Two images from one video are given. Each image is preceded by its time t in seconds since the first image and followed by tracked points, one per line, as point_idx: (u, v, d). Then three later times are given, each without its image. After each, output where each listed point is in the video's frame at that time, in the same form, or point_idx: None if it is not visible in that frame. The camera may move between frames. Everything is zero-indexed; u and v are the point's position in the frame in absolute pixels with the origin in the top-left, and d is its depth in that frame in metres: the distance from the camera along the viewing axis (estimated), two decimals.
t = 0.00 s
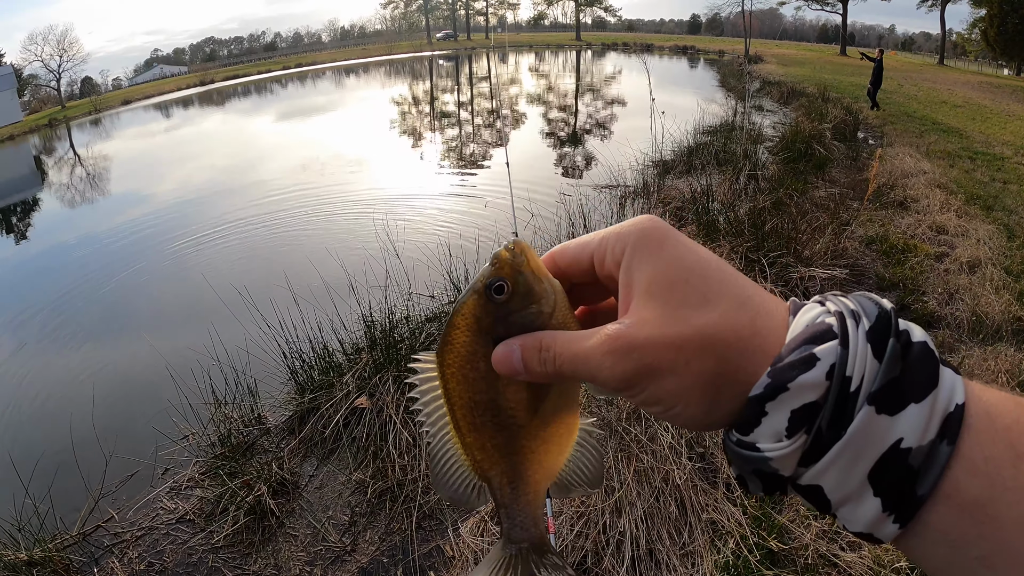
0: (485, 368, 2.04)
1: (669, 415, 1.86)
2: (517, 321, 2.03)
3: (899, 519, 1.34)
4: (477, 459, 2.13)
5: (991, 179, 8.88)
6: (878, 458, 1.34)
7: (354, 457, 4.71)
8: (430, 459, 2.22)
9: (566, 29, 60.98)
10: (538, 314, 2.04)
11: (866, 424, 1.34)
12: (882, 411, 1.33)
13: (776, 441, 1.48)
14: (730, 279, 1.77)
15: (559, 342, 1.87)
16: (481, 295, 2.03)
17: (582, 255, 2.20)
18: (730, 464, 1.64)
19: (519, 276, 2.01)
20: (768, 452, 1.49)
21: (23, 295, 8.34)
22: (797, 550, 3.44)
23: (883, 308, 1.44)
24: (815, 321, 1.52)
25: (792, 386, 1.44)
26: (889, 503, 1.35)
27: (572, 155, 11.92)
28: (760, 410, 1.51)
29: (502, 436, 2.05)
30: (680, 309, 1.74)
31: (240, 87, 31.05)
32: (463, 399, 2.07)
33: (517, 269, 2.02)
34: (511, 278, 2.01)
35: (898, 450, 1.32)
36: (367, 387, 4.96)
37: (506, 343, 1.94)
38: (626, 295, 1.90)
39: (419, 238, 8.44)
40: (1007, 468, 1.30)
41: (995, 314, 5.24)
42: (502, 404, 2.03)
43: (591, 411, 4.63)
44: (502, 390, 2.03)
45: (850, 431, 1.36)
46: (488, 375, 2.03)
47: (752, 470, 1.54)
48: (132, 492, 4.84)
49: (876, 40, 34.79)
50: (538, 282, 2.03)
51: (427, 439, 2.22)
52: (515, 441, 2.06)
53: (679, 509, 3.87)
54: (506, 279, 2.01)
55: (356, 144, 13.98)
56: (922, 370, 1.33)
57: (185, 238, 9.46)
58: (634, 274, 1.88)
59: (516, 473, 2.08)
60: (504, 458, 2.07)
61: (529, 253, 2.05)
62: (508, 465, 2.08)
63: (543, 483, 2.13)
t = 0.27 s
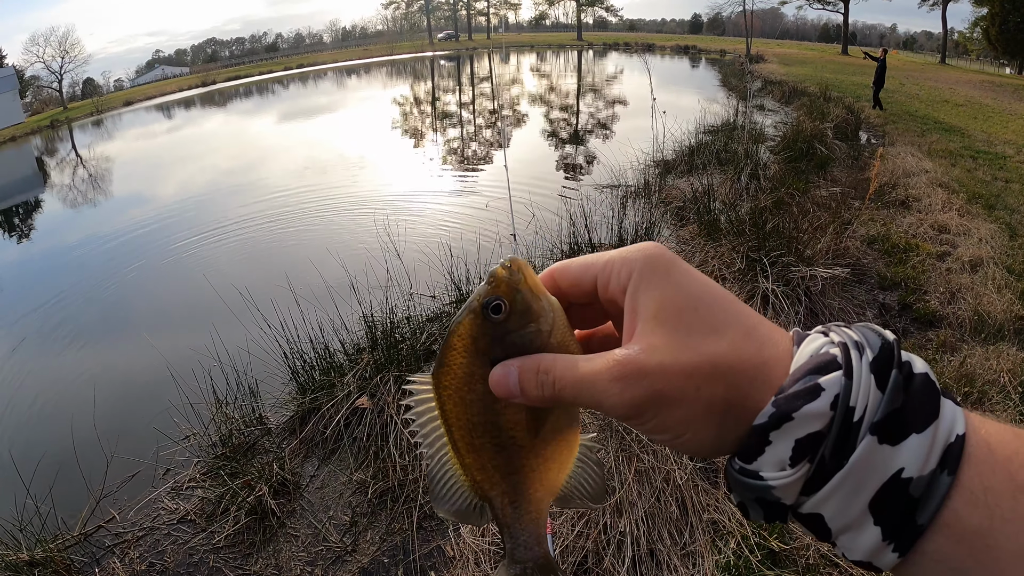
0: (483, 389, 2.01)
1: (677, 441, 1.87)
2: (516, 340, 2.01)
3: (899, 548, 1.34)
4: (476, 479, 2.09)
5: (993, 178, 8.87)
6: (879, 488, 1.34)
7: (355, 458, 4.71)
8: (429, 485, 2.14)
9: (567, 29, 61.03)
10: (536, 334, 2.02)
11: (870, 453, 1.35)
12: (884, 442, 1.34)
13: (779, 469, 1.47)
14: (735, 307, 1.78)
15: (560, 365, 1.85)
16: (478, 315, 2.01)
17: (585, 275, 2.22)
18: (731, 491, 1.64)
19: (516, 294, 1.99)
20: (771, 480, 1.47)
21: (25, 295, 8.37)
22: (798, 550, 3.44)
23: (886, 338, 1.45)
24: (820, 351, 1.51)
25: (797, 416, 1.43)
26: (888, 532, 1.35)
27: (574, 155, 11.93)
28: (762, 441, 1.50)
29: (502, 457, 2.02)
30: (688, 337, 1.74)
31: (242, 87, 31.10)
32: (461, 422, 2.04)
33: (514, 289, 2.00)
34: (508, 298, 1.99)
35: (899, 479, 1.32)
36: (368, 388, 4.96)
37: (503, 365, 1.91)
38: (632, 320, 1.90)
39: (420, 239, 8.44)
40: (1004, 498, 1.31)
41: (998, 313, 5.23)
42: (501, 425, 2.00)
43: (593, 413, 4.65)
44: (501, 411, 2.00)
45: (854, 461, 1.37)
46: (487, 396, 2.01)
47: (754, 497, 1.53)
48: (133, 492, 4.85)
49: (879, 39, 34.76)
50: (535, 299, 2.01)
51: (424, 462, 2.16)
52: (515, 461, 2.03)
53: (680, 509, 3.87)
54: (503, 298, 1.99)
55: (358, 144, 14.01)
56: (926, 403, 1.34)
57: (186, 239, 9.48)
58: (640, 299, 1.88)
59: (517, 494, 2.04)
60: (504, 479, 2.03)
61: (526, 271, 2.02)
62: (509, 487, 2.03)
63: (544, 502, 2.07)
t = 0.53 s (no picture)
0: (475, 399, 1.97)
1: (680, 454, 1.86)
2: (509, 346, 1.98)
3: (903, 560, 1.34)
4: (470, 496, 2.01)
5: (994, 177, 8.86)
6: (883, 499, 1.34)
7: (355, 458, 4.72)
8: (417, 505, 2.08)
9: (567, 30, 61.02)
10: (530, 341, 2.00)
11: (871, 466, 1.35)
12: (889, 453, 1.34)
13: (784, 482, 1.47)
14: (734, 319, 1.79)
15: (558, 382, 1.81)
16: (469, 323, 1.98)
17: (578, 283, 2.22)
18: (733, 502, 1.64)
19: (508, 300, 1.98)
20: (775, 493, 1.48)
21: (26, 296, 8.38)
22: (799, 550, 3.45)
23: (891, 348, 1.44)
24: (822, 362, 1.53)
25: (803, 427, 1.44)
26: (892, 543, 1.34)
27: (574, 155, 11.93)
28: (767, 451, 1.51)
29: (497, 469, 1.96)
30: (691, 349, 1.74)
31: (242, 88, 31.11)
32: (451, 437, 1.98)
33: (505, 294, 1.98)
34: (499, 304, 1.97)
35: (904, 491, 1.32)
36: (369, 388, 4.97)
37: (496, 384, 1.86)
38: (632, 331, 1.89)
39: (420, 239, 8.45)
40: (1007, 510, 1.31)
41: (998, 312, 5.23)
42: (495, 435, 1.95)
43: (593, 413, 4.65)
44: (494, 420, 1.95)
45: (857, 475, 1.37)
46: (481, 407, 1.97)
47: (758, 510, 1.54)
48: (134, 493, 4.86)
49: (880, 39, 34.72)
50: (527, 304, 1.98)
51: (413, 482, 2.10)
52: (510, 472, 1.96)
53: (680, 509, 3.88)
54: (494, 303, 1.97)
55: (358, 145, 14.02)
56: (929, 413, 1.35)
57: (187, 240, 9.49)
58: (640, 310, 1.87)
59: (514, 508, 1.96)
60: (499, 492, 1.96)
61: (516, 275, 2.02)
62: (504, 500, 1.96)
63: (541, 515, 2.00)
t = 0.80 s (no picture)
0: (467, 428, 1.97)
1: (673, 484, 1.84)
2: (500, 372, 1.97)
3: None
4: (463, 524, 2.04)
5: (994, 177, 8.87)
6: (877, 525, 1.35)
7: (355, 459, 4.72)
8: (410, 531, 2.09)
9: (566, 32, 61.13)
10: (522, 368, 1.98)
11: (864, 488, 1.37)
12: (881, 477, 1.34)
13: (776, 509, 1.46)
14: (724, 346, 1.79)
15: (551, 411, 1.81)
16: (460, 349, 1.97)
17: (569, 310, 2.20)
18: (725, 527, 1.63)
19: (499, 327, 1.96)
20: (767, 520, 1.47)
21: (26, 298, 8.38)
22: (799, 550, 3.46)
23: (882, 373, 1.46)
24: (815, 388, 1.53)
25: (794, 454, 1.43)
26: (887, 567, 1.34)
27: (574, 156, 11.94)
28: (758, 478, 1.50)
29: (490, 499, 1.97)
30: (683, 378, 1.74)
31: (242, 91, 31.15)
32: (444, 467, 1.99)
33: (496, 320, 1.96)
34: (489, 332, 1.96)
35: (898, 515, 1.33)
36: (368, 390, 4.97)
37: (490, 410, 1.86)
38: (624, 357, 1.89)
39: (420, 240, 8.46)
40: (1002, 533, 1.33)
41: (999, 312, 5.23)
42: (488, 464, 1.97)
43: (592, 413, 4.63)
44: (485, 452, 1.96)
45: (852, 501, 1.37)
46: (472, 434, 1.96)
47: (750, 536, 1.53)
48: (133, 494, 4.85)
49: (879, 39, 34.79)
50: (517, 331, 1.96)
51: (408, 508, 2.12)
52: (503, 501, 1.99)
53: (680, 510, 3.87)
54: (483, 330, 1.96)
55: (358, 146, 14.04)
56: (922, 437, 1.35)
57: (187, 242, 9.50)
58: (632, 336, 1.87)
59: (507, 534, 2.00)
60: (494, 520, 1.98)
61: (506, 302, 1.99)
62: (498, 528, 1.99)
63: (535, 542, 2.04)
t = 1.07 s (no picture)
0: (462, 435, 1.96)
1: (678, 491, 1.84)
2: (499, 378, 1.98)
3: None
4: (459, 533, 2.02)
5: (990, 178, 8.90)
6: (888, 535, 1.34)
7: (353, 462, 4.71)
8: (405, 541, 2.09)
9: (563, 34, 61.23)
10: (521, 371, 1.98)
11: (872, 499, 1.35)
12: (894, 487, 1.34)
13: (786, 519, 1.47)
14: (730, 350, 1.79)
15: (551, 416, 1.80)
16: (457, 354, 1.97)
17: (569, 309, 2.23)
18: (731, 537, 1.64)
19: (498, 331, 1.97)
20: (777, 531, 1.48)
21: (23, 302, 8.36)
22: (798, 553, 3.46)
23: (894, 379, 1.45)
24: (824, 395, 1.53)
25: (805, 463, 1.43)
26: None
27: (571, 159, 11.96)
28: (767, 488, 1.51)
29: (487, 506, 1.96)
30: (687, 382, 1.74)
31: (239, 94, 31.14)
32: (439, 475, 1.98)
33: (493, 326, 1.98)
34: (485, 336, 1.96)
35: (910, 525, 1.32)
36: (366, 393, 4.96)
37: (484, 415, 1.85)
38: (627, 361, 1.88)
39: (418, 243, 8.46)
40: (1015, 542, 1.32)
41: (996, 313, 5.24)
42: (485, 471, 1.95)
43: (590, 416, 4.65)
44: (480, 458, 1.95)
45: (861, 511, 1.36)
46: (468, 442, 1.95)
47: (758, 547, 1.54)
48: (131, 498, 4.84)
49: (875, 41, 34.90)
50: (516, 334, 1.97)
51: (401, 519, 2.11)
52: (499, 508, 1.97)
53: (679, 513, 3.87)
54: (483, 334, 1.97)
55: (356, 150, 14.05)
56: (934, 445, 1.34)
57: (185, 245, 9.50)
58: (636, 340, 1.87)
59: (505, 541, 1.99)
60: (491, 529, 1.97)
61: (504, 305, 2.02)
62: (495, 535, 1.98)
63: (533, 548, 2.03)
